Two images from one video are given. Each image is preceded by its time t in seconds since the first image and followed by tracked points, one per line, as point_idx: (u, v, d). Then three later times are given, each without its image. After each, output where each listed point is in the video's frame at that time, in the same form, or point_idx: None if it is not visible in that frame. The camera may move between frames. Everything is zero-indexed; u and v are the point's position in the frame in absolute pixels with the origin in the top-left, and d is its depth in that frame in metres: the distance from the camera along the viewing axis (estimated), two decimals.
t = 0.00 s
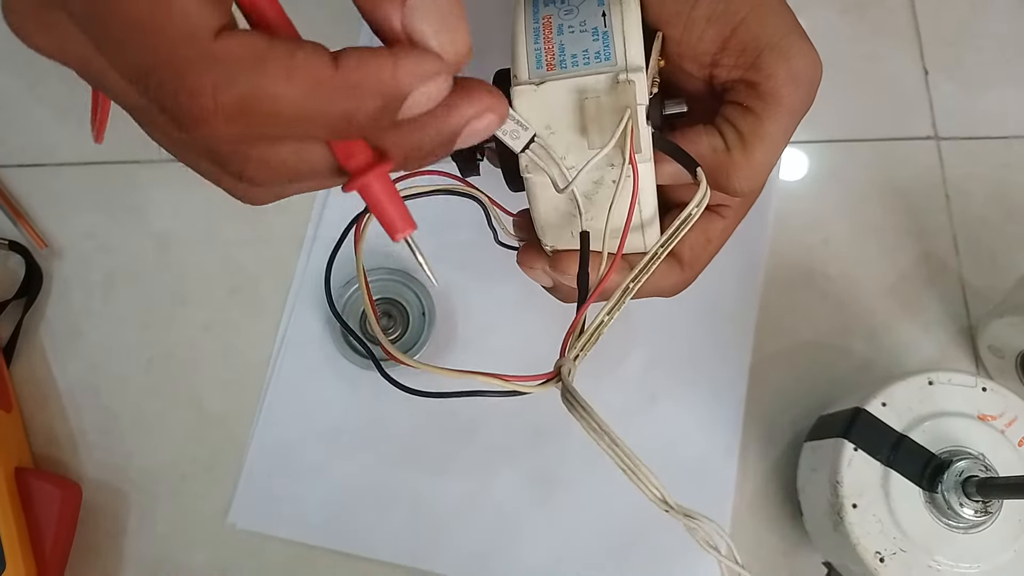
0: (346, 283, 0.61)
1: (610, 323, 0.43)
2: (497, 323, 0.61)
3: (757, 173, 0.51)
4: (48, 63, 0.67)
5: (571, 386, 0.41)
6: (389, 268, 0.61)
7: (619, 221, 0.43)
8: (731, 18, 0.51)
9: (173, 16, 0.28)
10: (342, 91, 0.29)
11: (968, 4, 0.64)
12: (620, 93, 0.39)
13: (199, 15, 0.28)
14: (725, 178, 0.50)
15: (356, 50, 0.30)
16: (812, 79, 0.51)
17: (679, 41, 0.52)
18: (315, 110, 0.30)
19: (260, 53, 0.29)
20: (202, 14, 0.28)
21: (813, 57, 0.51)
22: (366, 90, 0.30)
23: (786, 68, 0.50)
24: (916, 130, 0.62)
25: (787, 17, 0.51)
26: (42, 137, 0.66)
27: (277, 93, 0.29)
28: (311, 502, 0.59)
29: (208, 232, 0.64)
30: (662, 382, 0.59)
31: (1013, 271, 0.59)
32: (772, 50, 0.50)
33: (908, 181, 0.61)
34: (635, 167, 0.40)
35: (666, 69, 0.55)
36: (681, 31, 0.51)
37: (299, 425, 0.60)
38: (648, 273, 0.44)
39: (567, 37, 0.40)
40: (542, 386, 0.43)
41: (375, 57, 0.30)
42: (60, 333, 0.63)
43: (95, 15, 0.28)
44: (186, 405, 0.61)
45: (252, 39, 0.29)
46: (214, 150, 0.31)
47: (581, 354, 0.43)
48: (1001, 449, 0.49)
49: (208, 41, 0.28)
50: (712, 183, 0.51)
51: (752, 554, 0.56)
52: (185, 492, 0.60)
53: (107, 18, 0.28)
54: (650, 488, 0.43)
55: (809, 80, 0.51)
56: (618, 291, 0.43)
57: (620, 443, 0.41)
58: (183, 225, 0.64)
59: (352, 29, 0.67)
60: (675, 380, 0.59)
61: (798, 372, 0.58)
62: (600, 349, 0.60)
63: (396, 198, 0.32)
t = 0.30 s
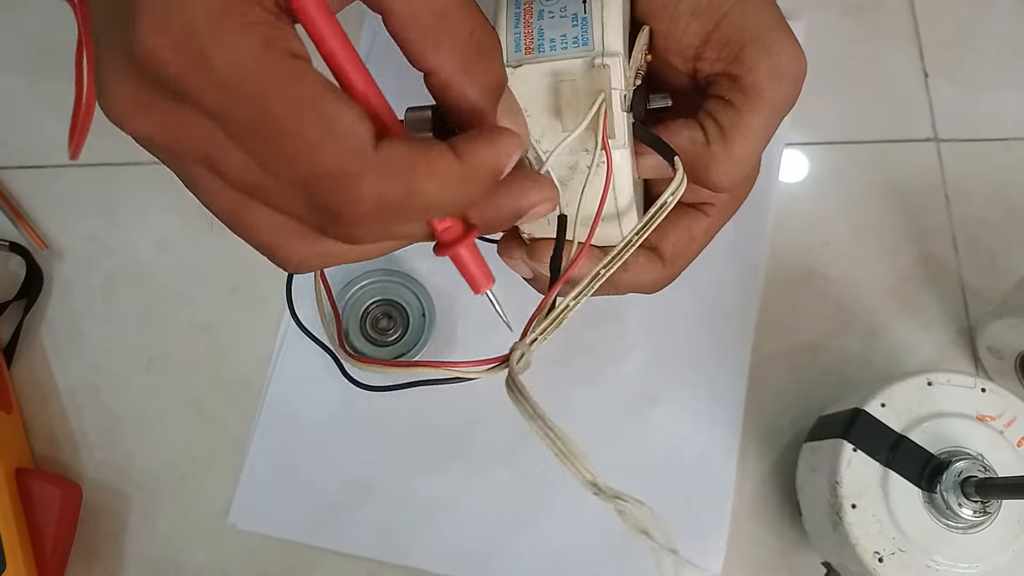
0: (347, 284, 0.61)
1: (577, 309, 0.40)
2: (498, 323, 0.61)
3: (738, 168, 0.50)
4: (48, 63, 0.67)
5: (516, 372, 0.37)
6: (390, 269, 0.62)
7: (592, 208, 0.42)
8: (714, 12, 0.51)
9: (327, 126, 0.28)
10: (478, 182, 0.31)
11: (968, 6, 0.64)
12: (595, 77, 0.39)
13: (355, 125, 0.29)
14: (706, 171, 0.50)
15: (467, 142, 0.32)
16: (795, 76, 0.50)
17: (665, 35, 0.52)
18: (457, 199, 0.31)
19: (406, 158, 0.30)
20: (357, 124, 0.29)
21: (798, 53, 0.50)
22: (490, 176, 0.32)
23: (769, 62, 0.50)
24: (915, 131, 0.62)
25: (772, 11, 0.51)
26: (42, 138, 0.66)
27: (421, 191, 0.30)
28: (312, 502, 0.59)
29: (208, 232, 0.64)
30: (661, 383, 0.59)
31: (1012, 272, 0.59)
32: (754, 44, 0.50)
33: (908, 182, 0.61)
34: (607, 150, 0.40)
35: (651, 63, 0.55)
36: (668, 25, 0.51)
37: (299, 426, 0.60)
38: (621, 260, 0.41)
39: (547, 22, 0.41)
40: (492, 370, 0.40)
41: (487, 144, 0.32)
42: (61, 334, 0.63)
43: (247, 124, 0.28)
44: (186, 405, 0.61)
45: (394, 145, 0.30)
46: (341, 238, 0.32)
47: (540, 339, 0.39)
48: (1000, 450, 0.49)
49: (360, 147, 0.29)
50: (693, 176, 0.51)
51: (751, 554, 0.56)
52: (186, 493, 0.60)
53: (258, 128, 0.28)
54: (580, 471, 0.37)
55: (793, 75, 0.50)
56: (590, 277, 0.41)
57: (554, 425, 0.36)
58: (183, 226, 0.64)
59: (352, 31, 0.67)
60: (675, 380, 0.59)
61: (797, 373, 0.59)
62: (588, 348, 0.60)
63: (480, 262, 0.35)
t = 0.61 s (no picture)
0: (348, 284, 0.61)
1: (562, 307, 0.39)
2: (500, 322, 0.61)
3: (739, 174, 0.50)
4: (47, 63, 0.67)
5: (495, 367, 0.37)
6: (391, 269, 0.62)
7: (588, 211, 0.42)
8: (716, 16, 0.50)
9: (264, 169, 0.31)
10: (407, 214, 0.33)
11: (968, 6, 0.64)
12: (595, 86, 0.39)
13: (288, 170, 0.31)
14: (707, 176, 0.50)
15: (388, 156, 0.33)
16: (797, 78, 0.50)
17: (667, 39, 0.51)
18: (389, 232, 0.33)
19: (337, 197, 0.32)
20: (293, 169, 0.31)
21: (798, 57, 0.50)
22: (422, 199, 0.33)
23: (769, 67, 0.50)
24: (916, 131, 0.62)
25: (773, 13, 0.50)
26: (42, 138, 0.66)
27: (351, 227, 0.32)
28: (312, 502, 0.59)
29: (208, 232, 0.64)
30: (662, 383, 0.59)
31: (1014, 272, 0.59)
32: (755, 50, 0.49)
33: (909, 182, 0.61)
34: (607, 158, 0.40)
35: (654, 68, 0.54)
36: (669, 30, 0.51)
37: (299, 426, 0.60)
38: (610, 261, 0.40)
39: (548, 30, 0.40)
40: (468, 364, 0.39)
41: (416, 166, 0.33)
42: (61, 334, 0.63)
43: (199, 156, 0.31)
44: (186, 405, 0.61)
45: (327, 182, 0.32)
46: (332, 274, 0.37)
47: (521, 335, 0.39)
48: (1002, 450, 0.49)
49: (291, 191, 0.31)
50: (694, 180, 0.51)
51: (752, 554, 0.56)
52: (186, 493, 0.60)
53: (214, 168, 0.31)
54: (551, 472, 0.39)
55: (793, 79, 0.50)
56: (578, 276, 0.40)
57: (527, 427, 0.37)
58: (183, 225, 0.64)
59: (353, 30, 0.67)
60: (676, 380, 0.59)
61: (798, 373, 0.58)
62: (590, 348, 0.60)
63: (450, 278, 0.37)
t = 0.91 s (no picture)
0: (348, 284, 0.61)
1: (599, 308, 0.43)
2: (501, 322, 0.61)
3: (748, 174, 0.51)
4: (48, 64, 0.67)
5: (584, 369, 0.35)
6: (391, 269, 0.61)
7: (606, 214, 0.43)
8: (726, 17, 0.50)
9: (206, 196, 0.37)
10: (358, 227, 0.36)
11: (969, 5, 0.64)
12: (611, 87, 0.39)
13: (229, 197, 0.37)
14: (716, 178, 0.50)
15: (347, 180, 0.35)
16: (804, 80, 0.50)
17: (675, 41, 0.51)
18: (344, 242, 0.37)
19: (281, 217, 0.36)
20: (235, 194, 0.37)
21: (807, 59, 0.51)
22: (380, 209, 0.36)
23: (779, 69, 0.50)
24: (916, 131, 0.62)
25: (782, 15, 0.51)
26: (42, 138, 0.66)
27: (302, 243, 0.37)
28: (312, 503, 0.59)
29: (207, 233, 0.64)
30: (663, 383, 0.59)
31: (1013, 271, 0.59)
32: (766, 51, 0.50)
33: (909, 181, 0.61)
34: (621, 160, 0.40)
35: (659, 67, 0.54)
36: (677, 32, 0.50)
37: (300, 426, 0.60)
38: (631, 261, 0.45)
39: (560, 30, 0.40)
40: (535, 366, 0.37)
41: (370, 183, 0.35)
42: (61, 334, 0.63)
43: (164, 188, 0.38)
44: (186, 406, 0.61)
45: (275, 202, 0.36)
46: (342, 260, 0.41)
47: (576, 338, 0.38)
48: (1003, 449, 0.49)
49: (237, 217, 0.37)
50: (702, 182, 0.51)
51: (752, 553, 0.56)
52: (187, 493, 0.60)
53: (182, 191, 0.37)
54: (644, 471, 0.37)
55: (802, 81, 0.50)
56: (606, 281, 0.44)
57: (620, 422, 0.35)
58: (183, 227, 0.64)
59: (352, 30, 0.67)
60: (676, 379, 0.59)
61: (798, 373, 0.58)
62: (589, 349, 0.60)
63: (450, 267, 0.41)
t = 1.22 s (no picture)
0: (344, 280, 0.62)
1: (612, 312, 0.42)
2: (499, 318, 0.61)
3: (739, 167, 0.50)
4: (47, 62, 0.67)
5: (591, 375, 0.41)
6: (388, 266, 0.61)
7: (603, 208, 0.42)
8: (719, 8, 0.50)
9: (155, 112, 0.31)
10: (300, 182, 0.30)
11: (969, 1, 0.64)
12: (599, 77, 0.39)
13: (178, 116, 0.31)
14: (706, 171, 0.50)
15: (303, 130, 0.30)
16: (796, 75, 0.50)
17: (666, 32, 0.51)
18: (282, 200, 0.31)
19: (226, 152, 0.30)
20: (187, 114, 0.31)
21: (798, 53, 0.50)
22: (332, 171, 0.31)
23: (771, 61, 0.50)
24: (916, 126, 0.62)
25: (774, 8, 0.50)
26: (41, 136, 0.66)
27: (240, 189, 0.30)
28: (312, 501, 0.59)
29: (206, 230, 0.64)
30: (662, 381, 0.59)
31: (1013, 266, 0.59)
32: (758, 43, 0.50)
33: (909, 177, 0.61)
34: (612, 151, 0.40)
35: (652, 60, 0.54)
36: (668, 24, 0.51)
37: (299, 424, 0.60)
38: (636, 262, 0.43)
39: (550, 20, 0.40)
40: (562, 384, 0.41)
41: (329, 139, 0.30)
42: (61, 332, 0.63)
43: (111, 105, 0.32)
44: (186, 403, 0.61)
45: (223, 137, 0.30)
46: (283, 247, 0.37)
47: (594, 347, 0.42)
48: (1002, 444, 0.49)
49: (178, 132, 0.30)
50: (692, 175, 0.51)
51: (752, 549, 0.56)
52: (187, 490, 0.60)
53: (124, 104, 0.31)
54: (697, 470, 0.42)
55: (792, 74, 0.50)
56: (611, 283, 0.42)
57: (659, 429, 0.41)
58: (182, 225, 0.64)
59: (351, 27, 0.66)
60: (675, 376, 0.59)
61: (797, 369, 0.58)
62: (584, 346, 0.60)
63: (377, 286, 0.35)
